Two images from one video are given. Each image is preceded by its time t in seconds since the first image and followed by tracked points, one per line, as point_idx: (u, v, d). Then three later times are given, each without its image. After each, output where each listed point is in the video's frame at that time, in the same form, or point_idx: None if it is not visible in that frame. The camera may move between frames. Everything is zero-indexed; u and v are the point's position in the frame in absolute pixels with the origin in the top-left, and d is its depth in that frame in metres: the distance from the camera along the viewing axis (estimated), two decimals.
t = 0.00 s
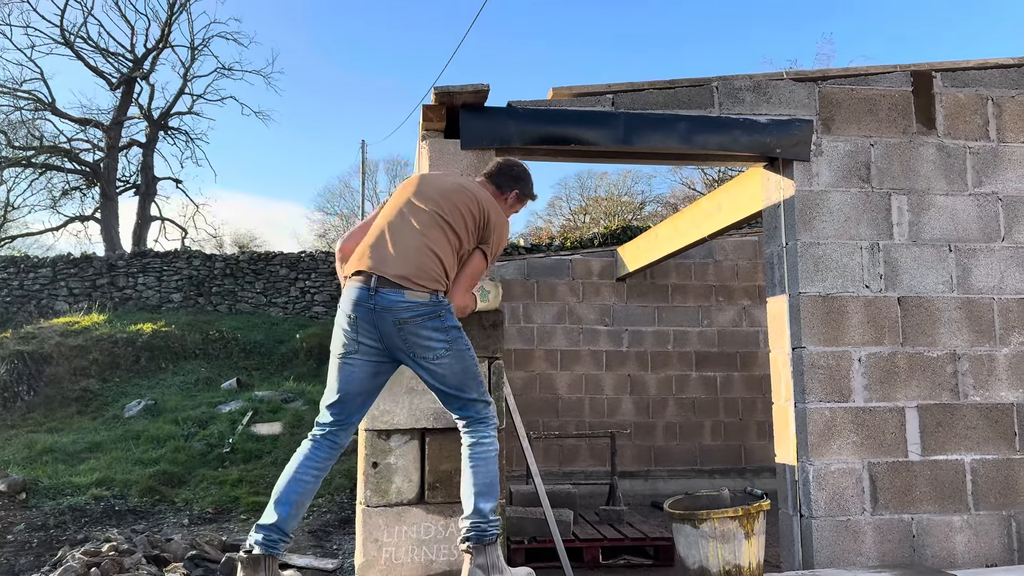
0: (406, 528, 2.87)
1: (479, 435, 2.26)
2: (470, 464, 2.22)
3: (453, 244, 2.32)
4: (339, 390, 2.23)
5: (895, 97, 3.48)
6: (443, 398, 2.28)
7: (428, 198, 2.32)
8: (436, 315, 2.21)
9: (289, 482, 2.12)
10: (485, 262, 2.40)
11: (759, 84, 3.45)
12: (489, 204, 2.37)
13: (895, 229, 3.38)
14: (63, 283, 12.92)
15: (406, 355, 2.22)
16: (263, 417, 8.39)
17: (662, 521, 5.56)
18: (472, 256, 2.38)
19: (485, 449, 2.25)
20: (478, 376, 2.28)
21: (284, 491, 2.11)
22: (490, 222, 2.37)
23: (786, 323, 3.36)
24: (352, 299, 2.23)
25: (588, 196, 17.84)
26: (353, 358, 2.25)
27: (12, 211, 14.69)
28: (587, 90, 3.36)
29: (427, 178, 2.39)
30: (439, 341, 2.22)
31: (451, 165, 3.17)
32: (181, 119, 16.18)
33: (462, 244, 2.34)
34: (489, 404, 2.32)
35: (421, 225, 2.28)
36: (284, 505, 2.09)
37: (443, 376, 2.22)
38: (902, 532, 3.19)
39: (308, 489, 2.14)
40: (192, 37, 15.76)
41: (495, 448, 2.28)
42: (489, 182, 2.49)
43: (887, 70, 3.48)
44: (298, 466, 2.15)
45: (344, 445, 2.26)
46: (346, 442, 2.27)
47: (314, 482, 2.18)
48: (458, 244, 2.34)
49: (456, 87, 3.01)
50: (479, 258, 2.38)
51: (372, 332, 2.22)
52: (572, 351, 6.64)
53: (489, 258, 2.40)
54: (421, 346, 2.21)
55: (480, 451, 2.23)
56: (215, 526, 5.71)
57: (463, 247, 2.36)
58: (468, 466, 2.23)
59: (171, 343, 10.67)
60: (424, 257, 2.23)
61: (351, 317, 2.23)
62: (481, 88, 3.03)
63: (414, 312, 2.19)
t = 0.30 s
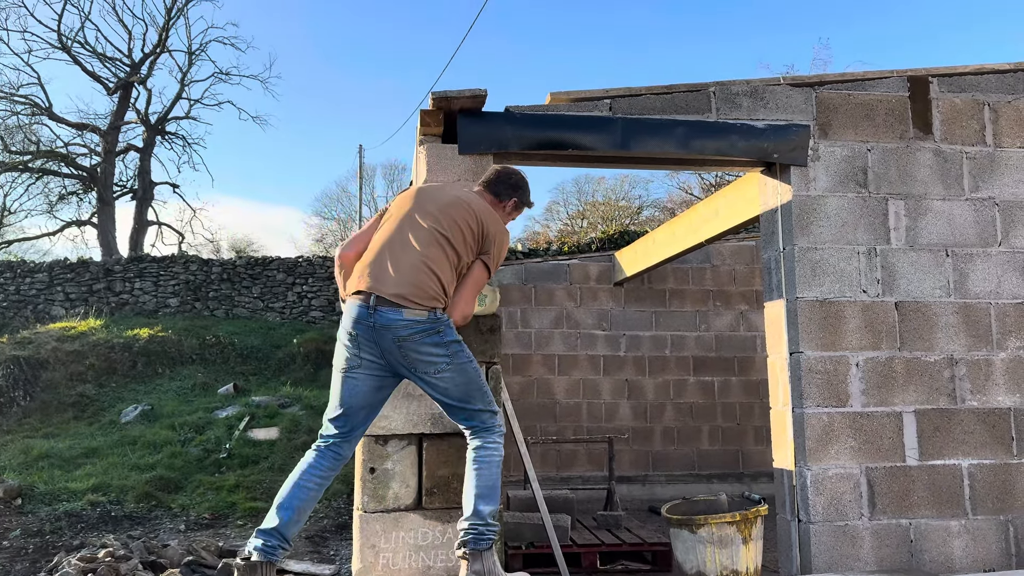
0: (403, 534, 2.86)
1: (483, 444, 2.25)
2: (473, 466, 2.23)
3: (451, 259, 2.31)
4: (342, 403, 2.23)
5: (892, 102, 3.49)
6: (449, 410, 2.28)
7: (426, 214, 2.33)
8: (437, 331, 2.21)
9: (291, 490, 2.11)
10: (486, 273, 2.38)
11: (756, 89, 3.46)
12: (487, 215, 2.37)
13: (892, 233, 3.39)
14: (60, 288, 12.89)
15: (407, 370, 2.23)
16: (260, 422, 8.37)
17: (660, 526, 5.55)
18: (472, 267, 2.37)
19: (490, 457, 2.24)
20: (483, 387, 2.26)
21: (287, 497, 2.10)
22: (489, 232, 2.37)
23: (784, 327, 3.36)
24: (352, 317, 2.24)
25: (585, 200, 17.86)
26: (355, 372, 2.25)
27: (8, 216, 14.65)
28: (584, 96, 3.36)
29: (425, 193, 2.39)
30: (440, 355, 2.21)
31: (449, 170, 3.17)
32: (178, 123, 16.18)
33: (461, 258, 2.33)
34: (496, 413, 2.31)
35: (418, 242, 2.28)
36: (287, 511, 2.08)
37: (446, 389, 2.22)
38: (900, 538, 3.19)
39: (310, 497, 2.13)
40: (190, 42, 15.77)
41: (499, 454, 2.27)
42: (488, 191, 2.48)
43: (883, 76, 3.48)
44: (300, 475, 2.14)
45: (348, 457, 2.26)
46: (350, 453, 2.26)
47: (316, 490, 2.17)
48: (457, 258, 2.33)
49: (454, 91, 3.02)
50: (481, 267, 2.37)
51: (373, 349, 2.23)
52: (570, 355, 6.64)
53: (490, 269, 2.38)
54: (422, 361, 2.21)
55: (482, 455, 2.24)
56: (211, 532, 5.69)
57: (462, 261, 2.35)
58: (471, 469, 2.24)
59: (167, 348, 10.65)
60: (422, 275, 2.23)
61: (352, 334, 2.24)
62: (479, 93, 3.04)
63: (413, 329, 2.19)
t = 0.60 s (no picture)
0: (402, 538, 2.85)
1: (480, 447, 2.27)
2: (470, 469, 2.23)
3: (447, 264, 2.30)
4: (338, 407, 2.23)
5: (890, 105, 3.49)
6: (445, 413, 2.30)
7: (422, 219, 2.32)
8: (430, 336, 2.21)
9: (288, 494, 2.10)
10: (484, 276, 2.36)
11: (754, 92, 3.46)
12: (485, 218, 2.35)
13: (890, 236, 3.39)
14: (57, 292, 12.87)
15: (402, 375, 2.23)
16: (258, 426, 8.35)
17: (659, 529, 5.54)
18: (469, 269, 2.35)
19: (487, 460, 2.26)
20: (478, 391, 2.28)
21: (285, 499, 2.09)
22: (486, 236, 2.35)
23: (783, 330, 3.36)
24: (347, 321, 2.24)
25: (583, 203, 17.87)
26: (351, 376, 2.25)
27: (5, 220, 14.62)
28: (583, 98, 3.36)
29: (423, 197, 2.39)
30: (434, 360, 2.22)
31: (447, 173, 3.17)
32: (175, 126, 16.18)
33: (457, 262, 2.32)
34: (492, 416, 2.32)
35: (414, 246, 2.28)
36: (285, 514, 2.07)
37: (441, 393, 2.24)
38: (899, 540, 3.19)
39: (308, 500, 2.12)
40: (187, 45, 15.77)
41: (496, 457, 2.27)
42: (487, 192, 2.48)
43: (881, 78, 3.49)
44: (297, 478, 2.13)
45: (345, 460, 2.25)
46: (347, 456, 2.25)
47: (314, 494, 2.16)
48: (453, 262, 2.33)
49: (452, 94, 3.01)
50: (478, 271, 2.35)
51: (368, 353, 2.23)
52: (568, 358, 6.63)
53: (488, 272, 2.37)
54: (416, 365, 2.21)
55: (480, 457, 2.24)
56: (209, 536, 5.67)
57: (458, 264, 2.34)
58: (469, 471, 2.23)
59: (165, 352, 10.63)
60: (416, 280, 2.22)
61: (347, 339, 2.24)
62: (477, 96, 3.03)
63: (406, 334, 2.19)
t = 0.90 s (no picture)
0: (400, 538, 2.85)
1: (477, 449, 2.27)
2: (468, 470, 2.23)
3: (447, 267, 2.31)
4: (335, 408, 2.22)
5: (887, 104, 3.50)
6: (443, 416, 2.30)
7: (422, 221, 2.33)
8: (430, 338, 2.22)
9: (286, 494, 2.10)
10: (484, 278, 2.38)
11: (751, 92, 3.47)
12: (484, 221, 2.37)
13: (887, 235, 3.40)
14: (55, 294, 12.86)
15: (401, 376, 2.24)
16: (256, 427, 8.35)
17: (657, 529, 5.55)
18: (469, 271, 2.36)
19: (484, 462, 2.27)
20: (476, 393, 2.28)
21: (283, 499, 2.09)
22: (486, 239, 2.36)
23: (780, 329, 3.37)
24: (347, 322, 2.25)
25: (580, 203, 17.88)
26: (349, 377, 2.25)
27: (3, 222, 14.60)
28: (580, 99, 3.36)
29: (423, 199, 2.40)
30: (433, 362, 2.23)
31: (445, 174, 3.17)
32: (173, 128, 16.17)
33: (458, 265, 2.34)
34: (489, 419, 2.33)
35: (414, 250, 2.28)
36: (283, 514, 2.07)
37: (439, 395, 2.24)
38: (897, 539, 3.19)
39: (305, 501, 2.12)
40: (185, 46, 15.76)
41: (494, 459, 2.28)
42: (485, 194, 2.49)
43: (878, 78, 3.50)
44: (294, 478, 2.13)
45: (342, 461, 2.25)
46: (344, 457, 2.25)
47: (311, 494, 2.16)
48: (453, 265, 2.34)
49: (449, 95, 3.02)
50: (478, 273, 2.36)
51: (368, 354, 2.23)
52: (566, 358, 6.64)
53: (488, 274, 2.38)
54: (414, 367, 2.22)
55: (477, 459, 2.25)
56: (208, 537, 5.67)
57: (458, 267, 2.35)
58: (466, 473, 2.24)
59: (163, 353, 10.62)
60: (417, 283, 2.23)
61: (346, 340, 2.25)
62: (475, 96, 3.04)
63: (406, 336, 2.20)
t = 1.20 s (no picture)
0: (399, 537, 2.85)
1: (473, 445, 2.27)
2: (463, 468, 2.22)
3: (440, 261, 2.31)
4: (330, 404, 2.22)
5: (884, 103, 3.50)
6: (438, 412, 2.30)
7: (414, 215, 2.32)
8: (424, 333, 2.22)
9: (282, 491, 2.10)
10: (478, 271, 2.37)
11: (748, 91, 3.47)
12: (477, 213, 2.36)
13: (884, 233, 3.40)
14: (53, 294, 12.84)
15: (395, 372, 2.23)
16: (254, 427, 8.34)
17: (655, 527, 5.55)
18: (464, 264, 2.36)
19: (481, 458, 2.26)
20: (471, 389, 2.28)
21: (278, 498, 2.09)
22: (479, 231, 2.36)
23: (778, 328, 3.37)
24: (340, 317, 2.24)
25: (578, 202, 17.88)
26: (343, 373, 2.24)
27: None
28: (577, 98, 3.36)
29: (416, 193, 2.39)
30: (427, 357, 2.23)
31: (443, 173, 3.17)
32: (170, 127, 16.15)
33: (451, 259, 2.33)
34: (484, 416, 2.33)
35: (407, 244, 2.28)
36: (278, 512, 2.07)
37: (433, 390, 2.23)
38: (894, 537, 3.20)
39: (302, 498, 2.12)
40: (181, 45, 15.73)
41: (489, 456, 2.28)
42: (480, 186, 2.49)
43: (875, 76, 3.50)
44: (290, 476, 2.13)
45: (337, 458, 2.25)
46: (340, 453, 2.25)
47: (306, 492, 2.15)
48: (447, 259, 2.33)
49: (446, 94, 3.01)
50: (473, 266, 2.36)
51: (362, 349, 2.23)
52: (564, 357, 6.64)
53: (483, 267, 2.38)
54: (409, 362, 2.22)
55: (473, 456, 2.24)
56: (206, 537, 5.67)
57: (452, 261, 2.35)
58: (462, 471, 2.23)
59: (161, 353, 10.61)
60: (409, 278, 2.23)
61: (340, 335, 2.24)
62: (472, 95, 3.03)
63: (401, 330, 2.20)
